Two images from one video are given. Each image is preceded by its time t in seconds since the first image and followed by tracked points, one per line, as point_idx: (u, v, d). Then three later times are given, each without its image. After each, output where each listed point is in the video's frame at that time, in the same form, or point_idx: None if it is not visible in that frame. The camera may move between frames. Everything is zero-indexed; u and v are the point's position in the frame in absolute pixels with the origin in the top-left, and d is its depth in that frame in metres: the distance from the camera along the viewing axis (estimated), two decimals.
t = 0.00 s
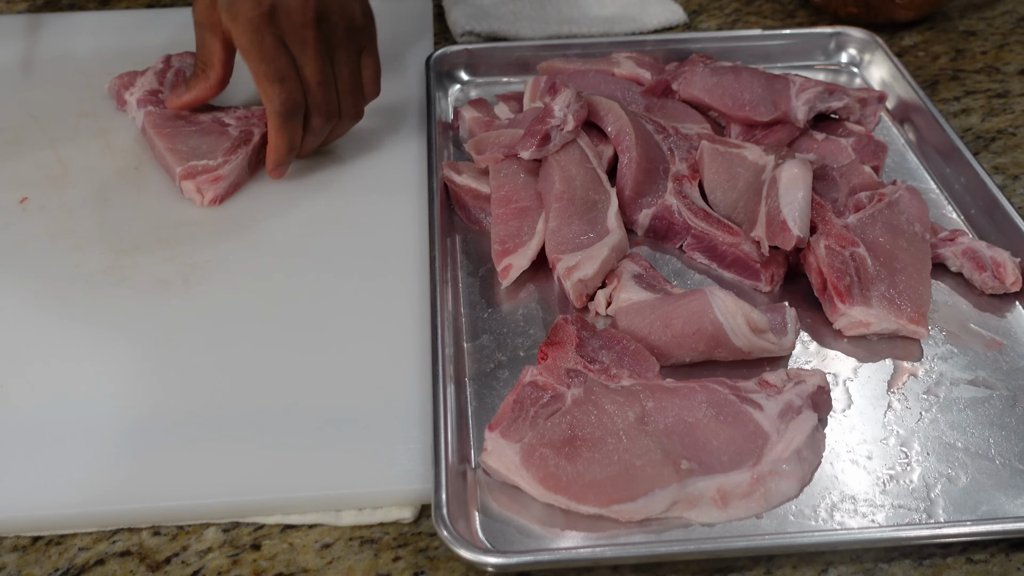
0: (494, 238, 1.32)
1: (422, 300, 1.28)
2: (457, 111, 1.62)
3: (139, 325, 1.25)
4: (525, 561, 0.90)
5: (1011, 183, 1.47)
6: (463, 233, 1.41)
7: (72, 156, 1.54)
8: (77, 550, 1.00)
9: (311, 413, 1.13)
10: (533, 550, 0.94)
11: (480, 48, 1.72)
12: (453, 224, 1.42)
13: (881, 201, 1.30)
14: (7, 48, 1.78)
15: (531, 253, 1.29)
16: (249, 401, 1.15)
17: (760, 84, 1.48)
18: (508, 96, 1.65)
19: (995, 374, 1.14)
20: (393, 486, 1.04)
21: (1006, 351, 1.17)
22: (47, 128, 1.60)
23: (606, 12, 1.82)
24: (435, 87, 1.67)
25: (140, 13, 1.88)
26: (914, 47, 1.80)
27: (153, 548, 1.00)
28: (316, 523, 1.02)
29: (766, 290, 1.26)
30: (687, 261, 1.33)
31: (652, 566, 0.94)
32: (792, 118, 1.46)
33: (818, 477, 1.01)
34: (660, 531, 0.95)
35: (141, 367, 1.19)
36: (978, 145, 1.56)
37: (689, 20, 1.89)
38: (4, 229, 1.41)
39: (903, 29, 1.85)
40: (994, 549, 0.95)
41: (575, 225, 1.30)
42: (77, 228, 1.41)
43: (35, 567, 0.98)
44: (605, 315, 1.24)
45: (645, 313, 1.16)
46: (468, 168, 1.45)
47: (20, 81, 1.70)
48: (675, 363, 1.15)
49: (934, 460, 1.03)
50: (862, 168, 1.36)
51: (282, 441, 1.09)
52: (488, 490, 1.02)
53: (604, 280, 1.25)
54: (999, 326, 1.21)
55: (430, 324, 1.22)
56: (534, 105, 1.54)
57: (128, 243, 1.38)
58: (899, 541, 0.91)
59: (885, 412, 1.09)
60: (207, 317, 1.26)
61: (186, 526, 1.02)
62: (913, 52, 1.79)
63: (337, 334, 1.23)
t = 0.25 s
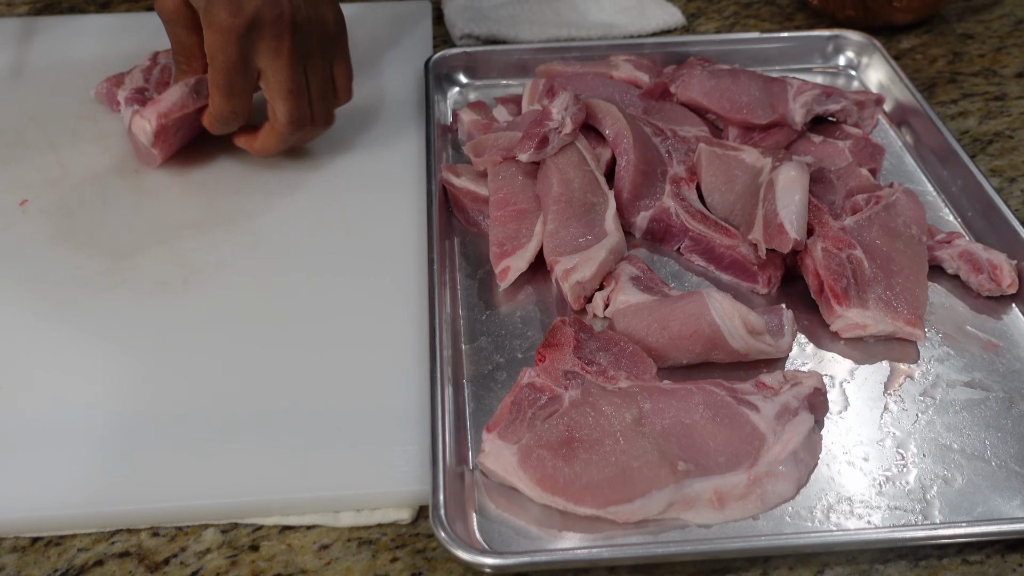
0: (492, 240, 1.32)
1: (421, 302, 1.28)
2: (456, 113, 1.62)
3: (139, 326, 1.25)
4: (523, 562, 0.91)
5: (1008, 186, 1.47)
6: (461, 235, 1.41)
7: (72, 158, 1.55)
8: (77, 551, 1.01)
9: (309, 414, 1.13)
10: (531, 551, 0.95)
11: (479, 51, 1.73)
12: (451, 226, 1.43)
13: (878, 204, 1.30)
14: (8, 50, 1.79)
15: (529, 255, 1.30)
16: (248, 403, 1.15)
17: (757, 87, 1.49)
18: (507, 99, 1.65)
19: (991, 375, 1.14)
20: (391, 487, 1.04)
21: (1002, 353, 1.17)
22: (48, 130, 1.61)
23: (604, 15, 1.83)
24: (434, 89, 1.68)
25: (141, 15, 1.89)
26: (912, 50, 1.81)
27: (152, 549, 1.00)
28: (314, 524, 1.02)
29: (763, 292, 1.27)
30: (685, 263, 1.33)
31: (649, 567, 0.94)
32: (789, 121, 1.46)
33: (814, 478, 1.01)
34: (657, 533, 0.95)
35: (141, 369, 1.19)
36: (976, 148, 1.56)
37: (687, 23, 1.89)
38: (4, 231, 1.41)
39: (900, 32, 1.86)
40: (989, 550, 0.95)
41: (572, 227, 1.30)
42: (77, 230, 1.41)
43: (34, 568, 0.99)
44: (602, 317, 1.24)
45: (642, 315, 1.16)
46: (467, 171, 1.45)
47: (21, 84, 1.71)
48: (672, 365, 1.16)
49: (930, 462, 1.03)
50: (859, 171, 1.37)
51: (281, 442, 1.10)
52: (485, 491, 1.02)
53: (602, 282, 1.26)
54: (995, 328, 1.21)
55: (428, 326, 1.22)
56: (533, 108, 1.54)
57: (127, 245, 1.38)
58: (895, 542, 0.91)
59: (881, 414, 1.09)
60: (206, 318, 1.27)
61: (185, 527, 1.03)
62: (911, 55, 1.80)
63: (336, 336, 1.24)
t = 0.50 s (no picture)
0: (492, 243, 1.33)
1: (421, 304, 1.28)
2: (456, 117, 1.63)
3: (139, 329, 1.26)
4: (523, 564, 0.91)
5: (1006, 189, 1.48)
6: (462, 238, 1.42)
7: (73, 161, 1.55)
8: (77, 553, 1.01)
9: (310, 417, 1.14)
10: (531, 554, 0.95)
11: (479, 55, 1.74)
12: (451, 229, 1.43)
13: (876, 206, 1.31)
14: (9, 54, 1.79)
15: (528, 258, 1.30)
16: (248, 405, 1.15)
17: (756, 89, 1.49)
18: (507, 102, 1.66)
19: (990, 378, 1.14)
20: (391, 490, 1.04)
21: (1001, 356, 1.18)
22: (49, 133, 1.61)
23: (604, 18, 1.83)
24: (434, 93, 1.68)
25: (141, 18, 1.89)
26: (911, 53, 1.81)
27: (152, 551, 1.00)
28: (315, 526, 1.02)
29: (762, 295, 1.27)
30: (685, 266, 1.34)
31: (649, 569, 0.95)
32: (788, 124, 1.46)
33: (813, 481, 1.02)
34: (657, 535, 0.95)
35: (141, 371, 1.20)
36: (974, 151, 1.57)
37: (686, 26, 1.90)
38: (6, 233, 1.42)
39: (899, 35, 1.86)
40: (988, 553, 0.95)
41: (572, 230, 1.31)
42: (78, 233, 1.42)
43: (35, 570, 0.99)
44: (602, 320, 1.24)
45: (642, 318, 1.16)
46: (467, 174, 1.45)
47: (22, 87, 1.71)
48: (671, 368, 1.16)
49: (929, 464, 1.04)
50: (858, 174, 1.38)
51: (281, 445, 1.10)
52: (486, 494, 1.03)
53: (602, 284, 1.26)
54: (994, 331, 1.21)
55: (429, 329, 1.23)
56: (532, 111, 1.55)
57: (128, 248, 1.39)
58: (895, 544, 0.92)
59: (880, 416, 1.09)
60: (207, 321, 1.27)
61: (185, 529, 1.03)
62: (910, 59, 1.80)
63: (336, 338, 1.24)
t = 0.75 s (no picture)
0: (493, 245, 1.33)
1: (422, 306, 1.29)
2: (457, 119, 1.64)
3: (140, 332, 1.26)
4: (524, 566, 0.91)
5: (1007, 191, 1.48)
6: (463, 240, 1.42)
7: (75, 164, 1.55)
8: (78, 555, 1.01)
9: (311, 419, 1.14)
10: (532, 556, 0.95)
11: (479, 57, 1.74)
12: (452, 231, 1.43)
13: (877, 209, 1.31)
14: (10, 56, 1.79)
15: (529, 260, 1.30)
16: (249, 407, 1.15)
17: (757, 92, 1.49)
18: (508, 104, 1.66)
19: (991, 380, 1.15)
20: (393, 491, 1.04)
21: (1002, 358, 1.18)
22: (50, 135, 1.61)
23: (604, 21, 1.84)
24: (435, 95, 1.68)
25: (142, 20, 1.89)
26: (911, 56, 1.82)
27: (154, 553, 1.00)
28: (316, 528, 1.02)
29: (763, 296, 1.27)
30: (685, 268, 1.34)
31: (650, 570, 0.95)
32: (789, 126, 1.47)
33: (814, 482, 1.02)
34: (658, 537, 0.95)
35: (143, 373, 1.20)
36: (975, 153, 1.57)
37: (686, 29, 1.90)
38: (7, 236, 1.42)
39: (899, 37, 1.87)
40: (989, 554, 0.96)
41: (573, 232, 1.31)
42: (79, 235, 1.42)
43: (36, 572, 0.99)
44: (603, 322, 1.24)
45: (642, 319, 1.17)
46: (467, 176, 1.46)
47: (24, 90, 1.71)
48: (672, 370, 1.16)
49: (930, 466, 1.04)
50: (859, 177, 1.38)
51: (282, 447, 1.10)
52: (487, 496, 1.03)
53: (602, 286, 1.26)
54: (994, 333, 1.21)
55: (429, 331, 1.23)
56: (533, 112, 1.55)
57: (129, 250, 1.39)
58: (896, 546, 0.92)
59: (881, 418, 1.09)
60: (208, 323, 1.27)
61: (186, 531, 1.03)
62: (910, 61, 1.80)
63: (337, 341, 1.24)
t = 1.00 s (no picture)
0: (493, 247, 1.33)
1: (422, 307, 1.29)
2: (458, 121, 1.64)
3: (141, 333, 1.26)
4: (524, 567, 0.91)
5: (1007, 193, 1.48)
6: (463, 242, 1.42)
7: (75, 166, 1.56)
8: (79, 557, 1.01)
9: (311, 420, 1.14)
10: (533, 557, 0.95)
11: (480, 60, 1.74)
12: (453, 233, 1.43)
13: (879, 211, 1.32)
14: (10, 59, 1.80)
15: (529, 262, 1.30)
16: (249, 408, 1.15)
17: (758, 93, 1.50)
18: (508, 106, 1.66)
19: (991, 382, 1.15)
20: (393, 493, 1.05)
21: (1001, 359, 1.18)
22: (51, 137, 1.62)
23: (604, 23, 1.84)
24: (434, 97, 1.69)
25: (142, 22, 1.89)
26: (911, 58, 1.82)
27: (154, 554, 1.00)
28: (317, 529, 1.03)
29: (763, 299, 1.26)
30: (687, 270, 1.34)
31: (651, 571, 0.95)
32: (789, 127, 1.48)
33: (815, 484, 1.02)
34: (658, 539, 0.95)
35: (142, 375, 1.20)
36: (974, 155, 1.57)
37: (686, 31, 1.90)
38: (7, 238, 1.42)
39: (899, 39, 1.87)
40: (989, 555, 0.96)
41: (572, 235, 1.31)
42: (80, 237, 1.42)
43: (37, 573, 0.99)
44: (603, 324, 1.25)
45: (642, 321, 1.17)
46: (468, 178, 1.46)
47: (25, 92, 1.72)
48: (673, 372, 1.16)
49: (930, 468, 1.04)
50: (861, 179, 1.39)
51: (283, 448, 1.10)
52: (487, 497, 1.03)
53: (602, 288, 1.26)
54: (994, 334, 1.21)
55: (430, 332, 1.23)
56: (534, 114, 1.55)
57: (130, 252, 1.39)
58: (896, 547, 0.92)
59: (881, 419, 1.09)
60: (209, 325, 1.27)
61: (186, 532, 1.03)
62: (910, 63, 1.81)
63: (338, 342, 1.24)
